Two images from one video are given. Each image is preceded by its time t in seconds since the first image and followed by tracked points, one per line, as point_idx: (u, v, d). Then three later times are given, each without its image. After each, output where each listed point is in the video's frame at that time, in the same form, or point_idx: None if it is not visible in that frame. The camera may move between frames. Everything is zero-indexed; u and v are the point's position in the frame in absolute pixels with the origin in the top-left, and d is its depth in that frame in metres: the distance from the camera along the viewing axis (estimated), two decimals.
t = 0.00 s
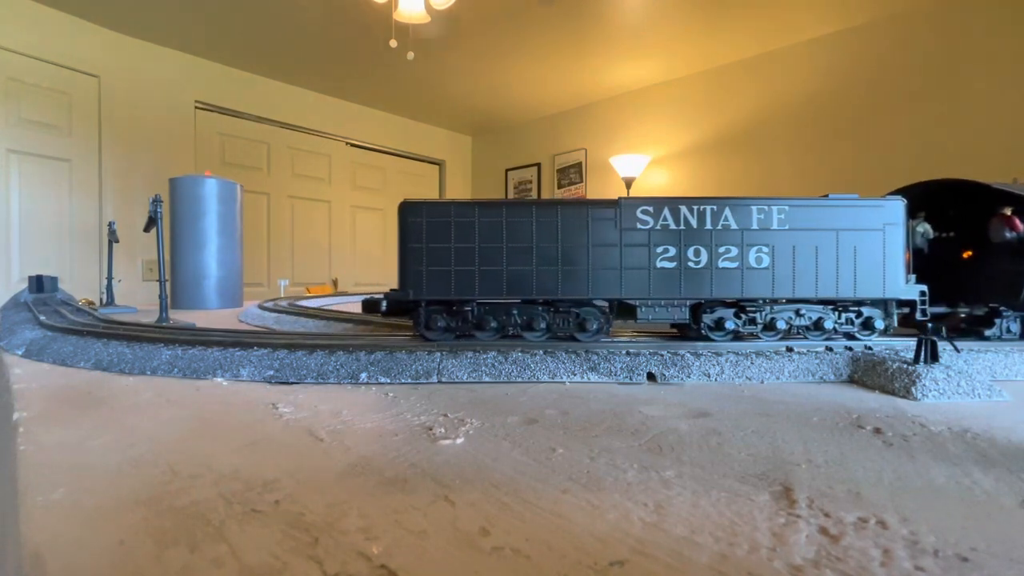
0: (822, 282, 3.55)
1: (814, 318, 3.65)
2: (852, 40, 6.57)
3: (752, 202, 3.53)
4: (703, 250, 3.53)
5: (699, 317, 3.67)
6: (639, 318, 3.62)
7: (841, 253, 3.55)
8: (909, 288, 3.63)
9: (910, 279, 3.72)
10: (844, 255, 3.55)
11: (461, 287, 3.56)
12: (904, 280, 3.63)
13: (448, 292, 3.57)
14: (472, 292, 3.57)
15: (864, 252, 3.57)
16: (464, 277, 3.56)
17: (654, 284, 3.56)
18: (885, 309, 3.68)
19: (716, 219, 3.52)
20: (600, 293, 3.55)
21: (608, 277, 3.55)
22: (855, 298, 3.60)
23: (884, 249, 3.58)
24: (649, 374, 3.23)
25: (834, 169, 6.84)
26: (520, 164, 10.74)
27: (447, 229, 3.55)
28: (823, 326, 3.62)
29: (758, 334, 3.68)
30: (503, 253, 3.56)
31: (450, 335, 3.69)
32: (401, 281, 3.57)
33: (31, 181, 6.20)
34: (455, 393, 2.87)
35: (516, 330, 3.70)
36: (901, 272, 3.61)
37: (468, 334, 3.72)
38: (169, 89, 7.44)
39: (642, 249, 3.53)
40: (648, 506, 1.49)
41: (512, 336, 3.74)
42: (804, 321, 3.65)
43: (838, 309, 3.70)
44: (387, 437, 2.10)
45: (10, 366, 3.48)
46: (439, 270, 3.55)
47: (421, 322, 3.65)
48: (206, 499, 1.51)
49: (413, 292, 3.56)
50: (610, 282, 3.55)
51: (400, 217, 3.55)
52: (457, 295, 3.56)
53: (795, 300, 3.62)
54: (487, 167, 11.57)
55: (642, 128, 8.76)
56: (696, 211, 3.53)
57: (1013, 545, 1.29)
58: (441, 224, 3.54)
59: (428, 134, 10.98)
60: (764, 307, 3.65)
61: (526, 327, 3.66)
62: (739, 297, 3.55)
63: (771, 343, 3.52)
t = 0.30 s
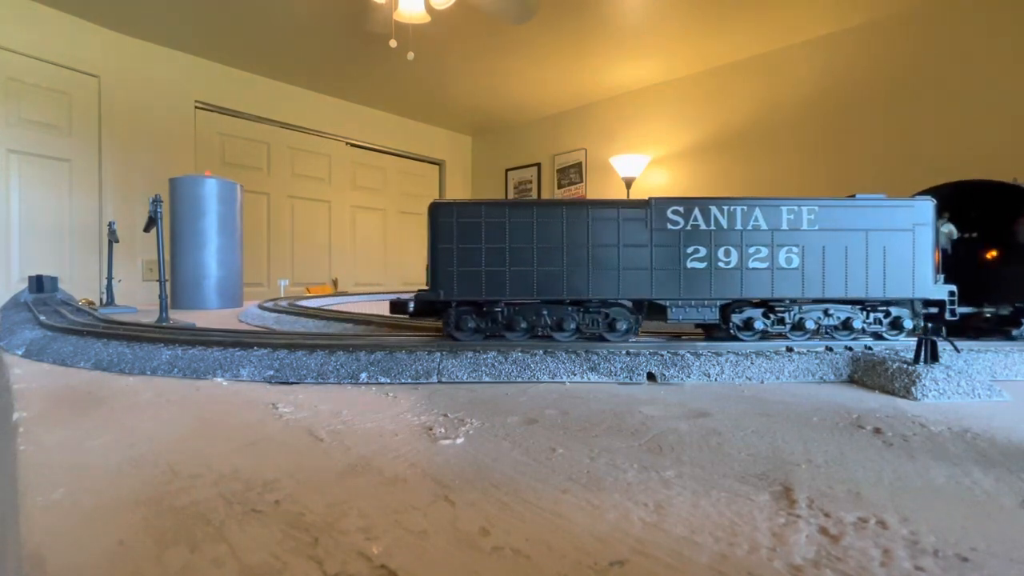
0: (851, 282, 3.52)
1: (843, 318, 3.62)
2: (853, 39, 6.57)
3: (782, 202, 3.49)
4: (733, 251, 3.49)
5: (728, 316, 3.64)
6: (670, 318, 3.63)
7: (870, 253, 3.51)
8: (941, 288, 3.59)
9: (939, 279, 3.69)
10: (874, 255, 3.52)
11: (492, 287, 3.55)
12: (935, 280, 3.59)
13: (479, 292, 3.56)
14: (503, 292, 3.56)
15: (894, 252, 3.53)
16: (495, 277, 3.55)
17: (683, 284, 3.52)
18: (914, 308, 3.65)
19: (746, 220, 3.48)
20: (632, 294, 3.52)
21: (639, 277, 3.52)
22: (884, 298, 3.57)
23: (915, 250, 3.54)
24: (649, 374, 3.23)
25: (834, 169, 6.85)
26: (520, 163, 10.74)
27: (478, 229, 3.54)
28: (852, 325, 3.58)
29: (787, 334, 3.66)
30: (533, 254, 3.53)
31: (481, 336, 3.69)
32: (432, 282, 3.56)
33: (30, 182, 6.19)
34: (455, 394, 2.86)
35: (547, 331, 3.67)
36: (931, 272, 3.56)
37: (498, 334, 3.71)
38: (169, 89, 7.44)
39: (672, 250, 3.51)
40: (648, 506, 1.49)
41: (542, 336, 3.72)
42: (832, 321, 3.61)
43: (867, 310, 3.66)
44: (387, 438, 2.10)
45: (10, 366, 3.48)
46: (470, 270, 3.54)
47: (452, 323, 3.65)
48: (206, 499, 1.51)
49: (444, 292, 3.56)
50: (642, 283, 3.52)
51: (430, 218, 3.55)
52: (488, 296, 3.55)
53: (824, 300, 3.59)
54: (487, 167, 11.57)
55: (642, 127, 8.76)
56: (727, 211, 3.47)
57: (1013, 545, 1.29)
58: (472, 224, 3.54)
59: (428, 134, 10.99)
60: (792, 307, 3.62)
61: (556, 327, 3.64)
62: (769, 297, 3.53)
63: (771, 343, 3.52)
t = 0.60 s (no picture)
0: (877, 282, 3.50)
1: (868, 318, 3.61)
2: (853, 40, 6.57)
3: (808, 202, 3.47)
4: (760, 251, 3.46)
5: (753, 317, 3.63)
6: (697, 318, 3.58)
7: (897, 253, 3.49)
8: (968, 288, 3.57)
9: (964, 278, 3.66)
10: (900, 255, 3.50)
11: (518, 287, 3.52)
12: (962, 279, 3.57)
13: (506, 292, 3.53)
14: (530, 293, 3.53)
15: (920, 252, 3.51)
16: (521, 277, 3.52)
17: (709, 285, 3.48)
18: (939, 308, 3.63)
19: (773, 220, 3.46)
20: (658, 294, 3.49)
21: (665, 277, 3.48)
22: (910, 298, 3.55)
23: (942, 250, 3.51)
24: (649, 374, 3.23)
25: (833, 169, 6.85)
26: (520, 163, 10.74)
27: (505, 230, 3.50)
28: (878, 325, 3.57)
29: (811, 334, 3.64)
30: (560, 254, 3.51)
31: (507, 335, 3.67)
32: (459, 282, 3.53)
33: (30, 181, 6.19)
34: (454, 394, 2.86)
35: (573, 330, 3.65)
36: (958, 271, 3.54)
37: (524, 334, 3.70)
38: (169, 89, 7.44)
39: (699, 250, 3.47)
40: (648, 506, 1.49)
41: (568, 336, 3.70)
42: (857, 321, 3.60)
43: (892, 310, 3.65)
44: (387, 438, 2.10)
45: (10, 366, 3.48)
46: (497, 271, 3.52)
47: (478, 323, 3.64)
48: (206, 499, 1.51)
49: (471, 292, 3.53)
50: (667, 283, 3.48)
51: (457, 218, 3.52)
52: (515, 296, 3.52)
53: (850, 300, 3.57)
54: (487, 167, 11.57)
55: (642, 127, 8.77)
56: (753, 211, 3.44)
57: (1013, 545, 1.29)
58: (499, 225, 3.51)
59: (428, 134, 10.99)
60: (817, 307, 3.60)
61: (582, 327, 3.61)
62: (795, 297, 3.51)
63: (771, 343, 3.52)
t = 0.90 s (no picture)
0: (903, 283, 3.50)
1: (894, 318, 3.61)
2: (853, 39, 6.58)
3: (836, 201, 3.44)
4: (788, 251, 3.45)
5: (779, 317, 3.61)
6: (724, 318, 3.58)
7: (922, 252, 3.49)
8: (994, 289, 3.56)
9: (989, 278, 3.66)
10: (926, 255, 3.49)
11: (546, 287, 3.51)
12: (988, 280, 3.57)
13: (533, 292, 3.53)
14: (557, 293, 3.53)
15: (946, 252, 3.50)
16: (549, 277, 3.52)
17: (737, 285, 3.48)
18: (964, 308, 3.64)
19: (799, 220, 3.45)
20: (684, 293, 3.49)
21: (692, 277, 3.48)
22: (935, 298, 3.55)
23: (968, 250, 3.51)
24: (649, 374, 3.23)
25: (834, 168, 6.84)
26: (520, 164, 10.74)
27: (532, 230, 3.50)
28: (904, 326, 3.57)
29: (838, 334, 3.63)
30: (587, 254, 3.51)
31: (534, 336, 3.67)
32: (487, 282, 3.55)
33: (30, 181, 6.18)
34: (455, 393, 2.86)
35: (600, 331, 3.66)
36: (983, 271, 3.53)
37: (550, 334, 3.70)
38: (168, 89, 7.44)
39: (726, 250, 3.46)
40: (648, 506, 1.49)
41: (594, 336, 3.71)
42: (883, 321, 3.60)
43: (917, 309, 3.65)
44: (387, 438, 2.10)
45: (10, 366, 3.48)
46: (525, 271, 3.52)
47: (506, 323, 3.63)
48: (206, 499, 1.51)
49: (500, 292, 3.55)
50: (695, 282, 3.48)
51: (485, 219, 3.54)
52: (542, 295, 3.51)
53: (876, 300, 3.56)
54: (487, 167, 11.57)
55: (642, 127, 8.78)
56: (780, 211, 3.45)
57: (1013, 545, 1.29)
58: (527, 225, 3.50)
59: (428, 134, 10.99)
60: (843, 307, 3.59)
61: (609, 327, 3.62)
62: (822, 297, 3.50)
63: (771, 343, 3.52)
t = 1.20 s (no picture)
0: (929, 283, 3.50)
1: (919, 318, 3.63)
2: (853, 39, 6.59)
3: (862, 201, 3.44)
4: (815, 252, 3.46)
5: (806, 317, 3.59)
6: (750, 319, 3.54)
7: (948, 252, 3.48)
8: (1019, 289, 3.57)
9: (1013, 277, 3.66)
10: (952, 254, 3.48)
11: (574, 287, 3.50)
12: (1013, 280, 3.58)
13: (561, 292, 3.52)
14: (585, 293, 3.53)
15: (972, 252, 3.49)
16: (576, 277, 3.51)
17: (765, 284, 3.48)
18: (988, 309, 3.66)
19: (826, 220, 3.45)
20: (713, 292, 3.48)
21: (720, 277, 3.48)
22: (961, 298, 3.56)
23: (994, 250, 3.50)
24: (649, 374, 3.23)
25: (834, 168, 6.85)
26: (520, 164, 10.74)
27: (561, 230, 3.49)
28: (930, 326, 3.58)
29: (863, 334, 3.64)
30: (615, 254, 3.51)
31: (560, 336, 3.66)
32: (515, 282, 3.52)
33: (30, 181, 6.18)
34: (454, 394, 2.86)
35: (626, 331, 3.65)
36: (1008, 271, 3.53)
37: (576, 334, 3.69)
38: (169, 89, 7.45)
39: (755, 249, 3.45)
40: (648, 506, 1.49)
41: (621, 337, 3.69)
42: (908, 321, 3.61)
43: (942, 309, 3.66)
44: (387, 438, 2.09)
45: (10, 366, 3.47)
46: (553, 271, 3.50)
47: (534, 323, 3.61)
48: (206, 498, 1.51)
49: (528, 292, 3.51)
50: (722, 282, 3.48)
51: (512, 219, 3.51)
52: (571, 295, 3.50)
53: (901, 300, 3.57)
54: (487, 167, 11.58)
55: (642, 128, 8.78)
56: (806, 212, 3.45)
57: (1013, 545, 1.29)
58: (555, 225, 3.48)
59: (428, 134, 10.99)
60: (868, 307, 3.60)
61: (636, 327, 3.61)
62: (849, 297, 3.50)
63: (771, 343, 3.52)
